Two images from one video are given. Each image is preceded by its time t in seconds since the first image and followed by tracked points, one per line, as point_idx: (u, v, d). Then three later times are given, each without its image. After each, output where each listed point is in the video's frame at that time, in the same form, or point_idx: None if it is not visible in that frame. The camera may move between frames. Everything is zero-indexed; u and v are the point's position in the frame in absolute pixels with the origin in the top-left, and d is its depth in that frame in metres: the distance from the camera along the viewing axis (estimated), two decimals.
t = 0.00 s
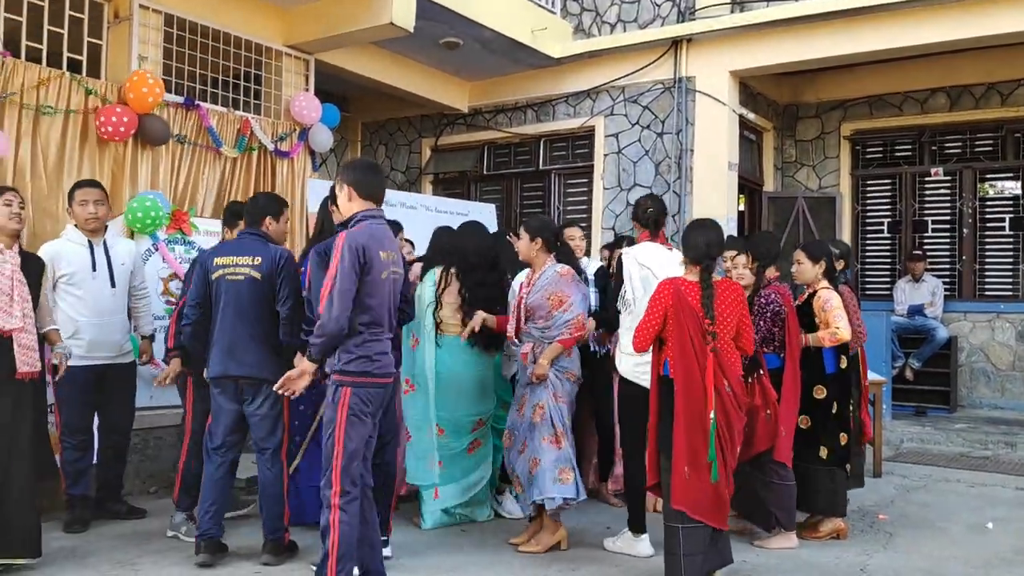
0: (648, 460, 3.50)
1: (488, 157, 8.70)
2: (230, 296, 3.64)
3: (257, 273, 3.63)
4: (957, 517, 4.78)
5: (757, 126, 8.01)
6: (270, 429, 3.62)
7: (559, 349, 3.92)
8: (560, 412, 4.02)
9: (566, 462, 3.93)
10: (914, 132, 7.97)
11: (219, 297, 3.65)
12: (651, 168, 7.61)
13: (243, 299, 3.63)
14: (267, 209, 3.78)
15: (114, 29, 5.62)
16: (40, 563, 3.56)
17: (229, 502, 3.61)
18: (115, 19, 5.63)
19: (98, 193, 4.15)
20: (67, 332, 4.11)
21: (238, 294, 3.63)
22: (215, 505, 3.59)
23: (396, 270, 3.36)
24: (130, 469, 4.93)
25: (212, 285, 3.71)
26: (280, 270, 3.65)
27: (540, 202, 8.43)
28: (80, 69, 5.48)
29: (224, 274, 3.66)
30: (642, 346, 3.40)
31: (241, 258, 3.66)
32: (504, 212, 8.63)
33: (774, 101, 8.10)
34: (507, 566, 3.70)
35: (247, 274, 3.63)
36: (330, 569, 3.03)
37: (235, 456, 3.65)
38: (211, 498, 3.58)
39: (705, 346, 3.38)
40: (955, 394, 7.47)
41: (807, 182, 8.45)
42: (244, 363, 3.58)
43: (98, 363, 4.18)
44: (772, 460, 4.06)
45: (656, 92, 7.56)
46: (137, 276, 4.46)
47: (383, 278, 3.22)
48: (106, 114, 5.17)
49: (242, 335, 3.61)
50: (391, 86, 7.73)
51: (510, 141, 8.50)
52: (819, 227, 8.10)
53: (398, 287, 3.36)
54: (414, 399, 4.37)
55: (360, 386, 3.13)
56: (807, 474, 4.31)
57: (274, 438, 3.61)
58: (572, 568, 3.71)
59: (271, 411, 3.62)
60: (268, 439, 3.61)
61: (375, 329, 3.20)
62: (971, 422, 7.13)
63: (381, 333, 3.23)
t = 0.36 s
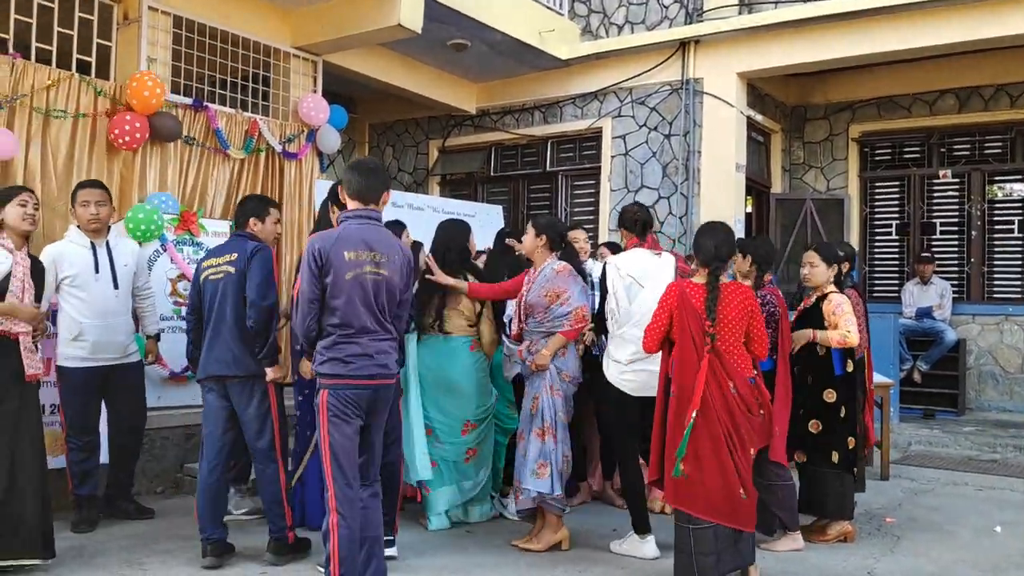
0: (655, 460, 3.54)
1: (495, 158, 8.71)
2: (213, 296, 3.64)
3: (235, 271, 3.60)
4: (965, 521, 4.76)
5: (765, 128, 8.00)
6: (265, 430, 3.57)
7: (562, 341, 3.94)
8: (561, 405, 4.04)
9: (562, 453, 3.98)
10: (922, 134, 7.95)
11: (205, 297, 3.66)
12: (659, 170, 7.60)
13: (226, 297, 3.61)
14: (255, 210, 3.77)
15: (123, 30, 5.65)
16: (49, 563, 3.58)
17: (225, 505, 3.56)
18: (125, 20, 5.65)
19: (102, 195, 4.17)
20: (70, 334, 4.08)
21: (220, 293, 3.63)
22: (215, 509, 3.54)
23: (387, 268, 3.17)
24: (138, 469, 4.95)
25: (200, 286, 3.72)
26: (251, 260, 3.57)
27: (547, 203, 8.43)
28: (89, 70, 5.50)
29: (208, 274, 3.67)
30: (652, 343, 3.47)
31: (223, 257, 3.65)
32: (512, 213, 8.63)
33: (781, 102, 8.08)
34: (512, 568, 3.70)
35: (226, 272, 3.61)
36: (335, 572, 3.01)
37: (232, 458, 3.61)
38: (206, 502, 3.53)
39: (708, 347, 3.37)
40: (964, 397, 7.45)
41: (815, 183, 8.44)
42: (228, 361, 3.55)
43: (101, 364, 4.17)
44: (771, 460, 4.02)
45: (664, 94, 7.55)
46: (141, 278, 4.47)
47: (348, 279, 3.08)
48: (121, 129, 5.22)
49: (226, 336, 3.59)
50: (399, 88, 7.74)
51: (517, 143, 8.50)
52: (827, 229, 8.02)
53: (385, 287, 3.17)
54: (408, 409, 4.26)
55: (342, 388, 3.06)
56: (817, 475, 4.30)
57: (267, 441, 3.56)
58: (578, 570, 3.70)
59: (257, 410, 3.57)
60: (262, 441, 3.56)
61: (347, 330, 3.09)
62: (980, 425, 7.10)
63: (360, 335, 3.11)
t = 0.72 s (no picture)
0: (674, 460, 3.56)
1: (498, 159, 8.71)
2: (212, 297, 3.58)
3: (239, 275, 3.55)
4: (967, 523, 4.75)
5: (767, 130, 8.00)
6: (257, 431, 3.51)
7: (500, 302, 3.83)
8: (543, 443, 3.94)
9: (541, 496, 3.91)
10: (924, 136, 7.94)
11: (204, 298, 3.59)
12: (661, 171, 7.60)
13: (226, 300, 3.56)
14: (254, 209, 3.73)
15: (125, 32, 5.66)
16: (51, 563, 3.59)
17: (222, 508, 3.53)
18: (127, 22, 5.66)
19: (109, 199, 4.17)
20: (73, 338, 4.09)
21: (221, 296, 3.56)
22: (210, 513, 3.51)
23: (390, 269, 3.12)
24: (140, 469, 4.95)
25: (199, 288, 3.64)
26: (260, 269, 3.54)
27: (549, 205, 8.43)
28: (91, 71, 5.51)
29: (209, 276, 3.60)
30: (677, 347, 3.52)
31: (227, 259, 3.59)
32: (514, 215, 8.63)
33: (783, 104, 8.08)
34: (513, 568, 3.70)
35: (230, 276, 3.55)
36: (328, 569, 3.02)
37: (229, 460, 3.59)
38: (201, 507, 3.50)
39: (727, 348, 3.38)
40: (967, 399, 7.43)
41: (818, 185, 8.44)
42: (229, 367, 3.50)
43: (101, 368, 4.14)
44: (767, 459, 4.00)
45: (666, 96, 7.55)
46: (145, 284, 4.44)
47: (347, 276, 3.06)
48: (123, 129, 5.23)
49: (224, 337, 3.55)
50: (401, 89, 7.75)
51: (519, 144, 8.51)
52: (829, 230, 8.01)
53: (388, 287, 3.11)
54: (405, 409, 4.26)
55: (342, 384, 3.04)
56: (820, 476, 4.29)
57: (259, 442, 3.50)
58: (579, 571, 3.70)
59: (252, 413, 3.51)
60: (253, 442, 3.51)
61: (344, 327, 3.07)
62: (983, 426, 7.09)
63: (358, 333, 3.07)
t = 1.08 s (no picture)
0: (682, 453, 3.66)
1: (498, 160, 8.72)
2: (222, 298, 3.46)
3: (254, 278, 3.46)
4: (967, 523, 4.75)
5: (767, 130, 8.00)
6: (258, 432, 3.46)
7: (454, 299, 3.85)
8: (517, 444, 3.88)
9: (526, 495, 3.83)
10: (924, 136, 7.94)
11: (213, 298, 3.48)
12: (660, 171, 7.60)
13: (236, 307, 3.45)
14: (269, 208, 3.62)
15: (125, 32, 5.66)
16: (50, 563, 3.59)
17: (219, 509, 3.50)
18: (127, 22, 5.66)
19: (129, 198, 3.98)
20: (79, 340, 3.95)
21: (233, 298, 3.46)
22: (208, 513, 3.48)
23: (384, 267, 3.07)
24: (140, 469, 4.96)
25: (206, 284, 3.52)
26: (276, 276, 3.46)
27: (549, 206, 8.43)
28: (92, 72, 5.52)
29: (220, 275, 3.48)
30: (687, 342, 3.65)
31: (240, 259, 3.48)
32: (514, 215, 8.63)
33: (783, 104, 8.09)
34: (511, 568, 3.69)
35: (244, 279, 3.45)
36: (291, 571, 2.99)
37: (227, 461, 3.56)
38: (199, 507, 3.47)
39: (745, 344, 3.54)
40: (967, 399, 7.43)
41: (817, 185, 8.44)
42: (234, 373, 3.43)
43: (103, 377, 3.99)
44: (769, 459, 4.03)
45: (666, 96, 7.56)
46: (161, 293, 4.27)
47: (343, 275, 3.09)
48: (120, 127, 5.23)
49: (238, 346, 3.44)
50: (400, 90, 7.75)
51: (519, 144, 8.51)
52: (828, 230, 8.01)
53: (381, 285, 3.05)
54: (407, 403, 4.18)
55: (335, 379, 3.03)
56: (823, 475, 4.26)
57: (254, 449, 3.44)
58: (577, 570, 3.70)
59: (252, 416, 3.45)
60: (249, 448, 3.44)
61: (338, 322, 3.07)
62: (983, 427, 7.09)
63: (351, 330, 3.05)
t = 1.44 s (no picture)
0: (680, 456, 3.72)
1: (497, 160, 8.71)
2: (218, 297, 3.38)
3: (256, 276, 3.39)
4: (966, 524, 4.75)
5: (766, 130, 8.00)
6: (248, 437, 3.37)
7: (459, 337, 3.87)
8: (491, 436, 3.84)
9: (502, 485, 3.80)
10: (924, 136, 7.94)
11: (209, 294, 3.39)
12: (660, 171, 7.60)
13: (238, 302, 3.37)
14: (273, 209, 3.57)
15: (125, 32, 5.65)
16: (48, 563, 3.59)
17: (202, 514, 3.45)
18: (126, 22, 5.66)
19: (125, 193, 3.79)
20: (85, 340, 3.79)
21: (231, 296, 3.38)
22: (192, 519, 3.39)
23: (338, 268, 3.02)
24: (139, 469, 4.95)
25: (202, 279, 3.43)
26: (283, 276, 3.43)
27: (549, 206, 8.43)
28: (91, 71, 5.51)
29: (220, 270, 3.39)
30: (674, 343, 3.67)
31: (242, 255, 3.41)
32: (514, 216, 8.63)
33: (782, 104, 8.09)
34: (508, 567, 3.69)
35: (246, 276, 3.38)
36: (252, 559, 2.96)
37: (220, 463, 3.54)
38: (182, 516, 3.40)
39: (736, 344, 3.61)
40: (966, 399, 7.43)
41: (817, 185, 8.44)
42: (224, 375, 3.32)
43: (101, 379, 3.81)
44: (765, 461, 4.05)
45: (666, 96, 7.55)
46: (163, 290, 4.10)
47: (300, 280, 3.08)
48: (120, 128, 5.23)
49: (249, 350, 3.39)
50: (400, 90, 7.75)
51: (518, 144, 8.51)
52: (827, 230, 8.00)
53: (335, 286, 3.02)
54: (395, 403, 4.08)
55: (300, 383, 3.01)
56: (820, 474, 4.25)
57: (239, 456, 3.34)
58: (575, 570, 3.70)
59: (237, 422, 3.35)
60: (234, 455, 3.35)
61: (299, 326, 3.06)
62: (982, 427, 7.09)
63: (312, 332, 3.03)
